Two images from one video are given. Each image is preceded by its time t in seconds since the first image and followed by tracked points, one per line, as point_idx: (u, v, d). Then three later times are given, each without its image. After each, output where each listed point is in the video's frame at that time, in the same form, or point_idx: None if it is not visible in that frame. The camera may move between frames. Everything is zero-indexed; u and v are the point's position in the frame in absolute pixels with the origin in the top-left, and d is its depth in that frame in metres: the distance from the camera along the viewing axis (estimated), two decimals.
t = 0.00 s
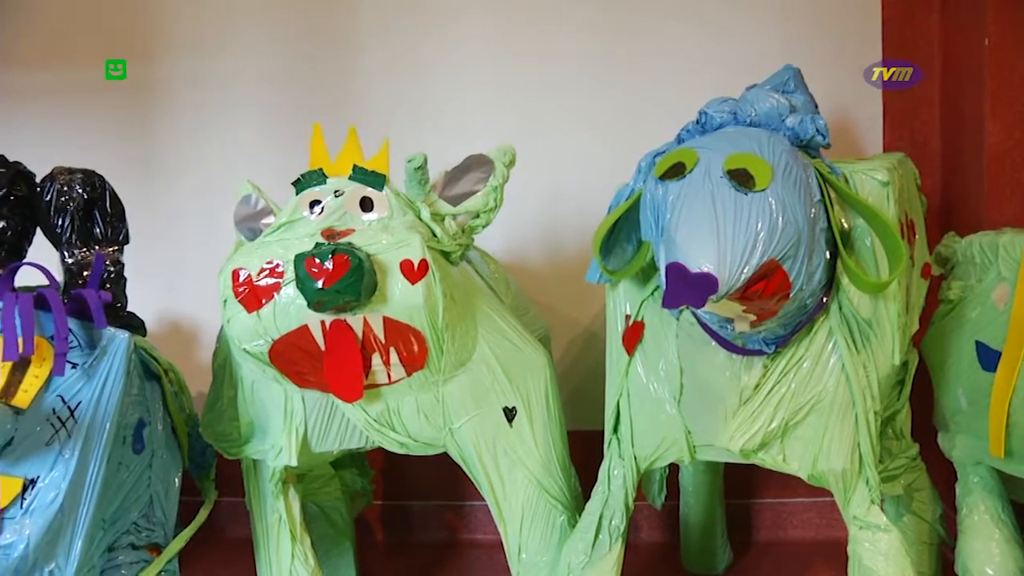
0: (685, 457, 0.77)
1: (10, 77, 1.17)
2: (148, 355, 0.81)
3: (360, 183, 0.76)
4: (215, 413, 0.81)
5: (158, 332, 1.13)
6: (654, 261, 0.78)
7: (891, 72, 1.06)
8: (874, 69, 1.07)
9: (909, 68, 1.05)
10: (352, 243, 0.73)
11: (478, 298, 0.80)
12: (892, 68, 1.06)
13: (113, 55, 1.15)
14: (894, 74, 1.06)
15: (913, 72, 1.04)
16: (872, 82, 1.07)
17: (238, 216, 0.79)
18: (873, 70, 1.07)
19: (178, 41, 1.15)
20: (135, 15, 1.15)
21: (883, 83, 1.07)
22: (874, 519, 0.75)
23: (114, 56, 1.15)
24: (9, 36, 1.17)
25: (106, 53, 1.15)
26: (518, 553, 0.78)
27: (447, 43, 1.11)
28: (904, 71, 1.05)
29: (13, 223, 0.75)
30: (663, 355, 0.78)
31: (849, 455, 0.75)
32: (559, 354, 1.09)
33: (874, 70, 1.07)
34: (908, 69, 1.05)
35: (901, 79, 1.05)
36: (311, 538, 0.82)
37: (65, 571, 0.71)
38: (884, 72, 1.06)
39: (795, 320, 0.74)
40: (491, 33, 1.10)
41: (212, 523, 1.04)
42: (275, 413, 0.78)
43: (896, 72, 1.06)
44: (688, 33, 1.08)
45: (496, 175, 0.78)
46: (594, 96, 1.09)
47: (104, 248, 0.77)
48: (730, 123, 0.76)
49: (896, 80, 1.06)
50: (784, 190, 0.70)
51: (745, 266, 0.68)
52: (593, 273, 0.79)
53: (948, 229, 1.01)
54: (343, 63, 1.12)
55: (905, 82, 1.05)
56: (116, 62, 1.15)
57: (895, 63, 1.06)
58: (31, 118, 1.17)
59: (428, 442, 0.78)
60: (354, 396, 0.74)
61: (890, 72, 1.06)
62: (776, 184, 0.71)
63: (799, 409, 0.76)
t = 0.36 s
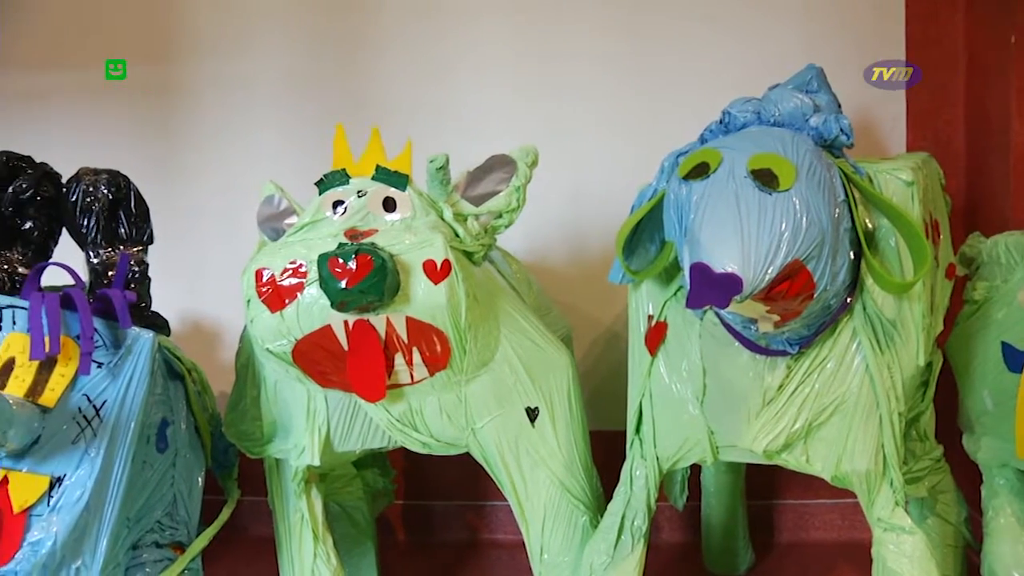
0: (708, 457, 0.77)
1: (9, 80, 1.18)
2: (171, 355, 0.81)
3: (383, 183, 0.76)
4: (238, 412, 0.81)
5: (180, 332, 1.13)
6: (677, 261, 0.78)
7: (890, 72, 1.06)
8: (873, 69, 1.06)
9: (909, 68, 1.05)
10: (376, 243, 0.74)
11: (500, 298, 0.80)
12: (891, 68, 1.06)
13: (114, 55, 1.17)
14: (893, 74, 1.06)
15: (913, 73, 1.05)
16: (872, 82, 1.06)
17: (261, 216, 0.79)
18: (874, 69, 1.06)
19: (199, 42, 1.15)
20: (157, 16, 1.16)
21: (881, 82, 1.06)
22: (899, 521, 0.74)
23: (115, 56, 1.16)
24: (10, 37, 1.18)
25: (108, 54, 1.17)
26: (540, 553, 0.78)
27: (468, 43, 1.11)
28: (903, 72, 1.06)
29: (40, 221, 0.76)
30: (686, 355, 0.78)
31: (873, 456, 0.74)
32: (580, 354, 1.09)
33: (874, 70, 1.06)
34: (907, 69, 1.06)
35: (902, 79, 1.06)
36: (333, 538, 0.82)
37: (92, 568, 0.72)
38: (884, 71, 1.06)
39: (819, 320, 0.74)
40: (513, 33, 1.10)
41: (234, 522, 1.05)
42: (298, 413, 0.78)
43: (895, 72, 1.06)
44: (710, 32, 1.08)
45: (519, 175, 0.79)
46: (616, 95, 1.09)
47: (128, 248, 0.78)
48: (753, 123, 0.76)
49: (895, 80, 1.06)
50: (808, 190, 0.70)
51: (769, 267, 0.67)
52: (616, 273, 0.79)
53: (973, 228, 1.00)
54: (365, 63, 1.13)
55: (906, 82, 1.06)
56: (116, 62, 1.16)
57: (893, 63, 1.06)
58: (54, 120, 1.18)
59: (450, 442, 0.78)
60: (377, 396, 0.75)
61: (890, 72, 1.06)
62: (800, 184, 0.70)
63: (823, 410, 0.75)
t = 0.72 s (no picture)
0: (727, 458, 0.77)
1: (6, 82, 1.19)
2: (191, 354, 0.81)
3: (402, 183, 0.77)
4: (257, 412, 0.81)
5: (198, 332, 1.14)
6: (697, 261, 0.78)
7: (890, 72, 1.06)
8: (874, 69, 1.06)
9: (909, 68, 1.06)
10: (395, 243, 0.74)
11: (520, 298, 0.80)
12: (891, 68, 1.07)
13: (114, 55, 1.18)
14: (894, 74, 1.06)
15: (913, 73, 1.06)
16: (872, 82, 1.07)
17: (280, 216, 0.80)
18: (874, 69, 1.06)
19: (219, 43, 1.16)
20: (177, 17, 1.16)
21: (881, 82, 1.07)
22: (919, 523, 0.74)
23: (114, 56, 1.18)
24: (8, 36, 1.19)
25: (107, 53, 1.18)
26: (558, 553, 0.78)
27: (487, 43, 1.11)
28: (903, 72, 1.06)
29: (62, 222, 0.77)
30: (705, 356, 0.78)
31: (894, 457, 0.74)
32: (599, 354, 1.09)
33: (874, 70, 1.06)
34: (906, 69, 1.06)
35: (902, 79, 1.06)
36: (351, 537, 0.82)
37: (113, 566, 0.72)
38: (884, 72, 1.06)
39: (839, 321, 0.74)
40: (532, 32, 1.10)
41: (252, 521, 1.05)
42: (317, 413, 0.78)
43: (896, 71, 1.06)
44: (730, 32, 1.08)
45: (538, 175, 0.78)
46: (635, 95, 1.09)
47: (149, 248, 0.78)
48: (773, 123, 0.76)
49: (896, 80, 1.06)
50: (828, 190, 0.70)
51: (790, 267, 0.67)
52: (635, 273, 0.79)
53: (995, 228, 1.00)
54: (384, 64, 1.13)
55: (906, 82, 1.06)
56: (117, 63, 1.17)
57: (893, 63, 1.07)
58: (74, 120, 1.18)
59: (469, 442, 0.78)
60: (395, 396, 0.75)
61: (890, 72, 1.06)
62: (820, 184, 0.70)
63: (843, 411, 0.75)
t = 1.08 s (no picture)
0: (748, 459, 0.77)
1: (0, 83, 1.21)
2: (212, 354, 0.82)
3: (423, 184, 0.77)
4: (278, 412, 0.82)
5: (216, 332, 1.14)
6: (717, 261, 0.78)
7: (890, 72, 1.06)
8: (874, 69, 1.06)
9: (908, 68, 1.06)
10: (416, 243, 0.74)
11: (540, 299, 0.80)
12: (891, 68, 1.06)
13: (114, 55, 1.19)
14: (894, 74, 1.06)
15: (913, 73, 1.05)
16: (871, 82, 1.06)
17: (301, 217, 0.80)
18: (874, 69, 1.05)
19: (240, 44, 1.16)
20: (198, 18, 1.17)
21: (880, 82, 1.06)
22: (942, 525, 0.73)
23: (114, 56, 1.19)
24: (31, 37, 1.20)
25: (106, 54, 1.19)
26: (578, 554, 0.78)
27: (508, 43, 1.11)
28: (903, 71, 1.06)
29: (85, 222, 0.78)
30: (726, 356, 0.78)
31: (916, 459, 0.73)
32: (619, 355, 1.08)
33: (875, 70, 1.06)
34: (906, 69, 1.06)
35: (902, 79, 1.06)
36: (371, 537, 0.82)
37: (135, 565, 0.72)
38: (884, 71, 1.06)
39: (861, 322, 0.74)
40: (552, 33, 1.11)
41: (272, 520, 1.05)
42: (338, 412, 0.79)
43: (896, 72, 1.06)
44: (752, 32, 1.08)
45: (558, 175, 0.79)
46: (656, 95, 1.09)
47: (171, 248, 0.78)
48: (794, 123, 0.76)
49: (896, 80, 1.06)
50: (851, 190, 0.70)
51: (812, 268, 0.67)
52: (656, 274, 0.80)
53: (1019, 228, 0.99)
54: (404, 64, 1.13)
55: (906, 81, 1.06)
56: (116, 62, 1.19)
57: (893, 63, 1.06)
58: (96, 121, 1.19)
59: (489, 442, 0.78)
60: (417, 397, 0.75)
61: (890, 72, 1.06)
62: (842, 184, 0.70)
63: (865, 412, 0.75)
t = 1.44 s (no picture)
0: (773, 460, 0.77)
1: None
2: (237, 353, 0.82)
3: (447, 184, 0.77)
4: (302, 411, 0.82)
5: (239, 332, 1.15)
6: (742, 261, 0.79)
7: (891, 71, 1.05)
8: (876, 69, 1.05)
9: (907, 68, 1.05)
10: (441, 243, 0.74)
11: (565, 299, 0.81)
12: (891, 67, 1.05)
13: (113, 55, 1.20)
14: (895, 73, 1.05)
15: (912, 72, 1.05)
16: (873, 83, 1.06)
17: (325, 217, 0.80)
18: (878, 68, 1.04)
19: (264, 45, 1.16)
20: (223, 19, 1.17)
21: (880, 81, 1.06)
22: (970, 527, 0.73)
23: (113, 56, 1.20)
24: (57, 37, 1.21)
25: (106, 54, 1.20)
26: (601, 554, 0.78)
27: (531, 44, 1.11)
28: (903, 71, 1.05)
29: (112, 222, 0.79)
30: (751, 356, 0.78)
31: (943, 462, 0.73)
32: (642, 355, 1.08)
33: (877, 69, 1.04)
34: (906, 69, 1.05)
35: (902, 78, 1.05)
36: (394, 536, 0.83)
37: (162, 563, 0.73)
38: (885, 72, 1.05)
39: (887, 322, 0.73)
40: (576, 33, 1.11)
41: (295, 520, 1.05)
42: (362, 412, 0.79)
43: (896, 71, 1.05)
44: (776, 32, 1.08)
45: (583, 175, 0.79)
46: (679, 95, 1.09)
47: (196, 248, 0.79)
48: (820, 123, 0.76)
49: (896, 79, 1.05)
50: (877, 190, 0.69)
51: (838, 269, 0.67)
52: (681, 274, 0.80)
53: None
54: (427, 64, 1.13)
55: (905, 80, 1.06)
56: (117, 63, 1.20)
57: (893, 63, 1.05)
58: (120, 122, 1.20)
59: (513, 442, 0.79)
60: (441, 396, 0.75)
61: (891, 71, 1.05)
62: (868, 184, 0.70)
63: (891, 413, 0.74)
